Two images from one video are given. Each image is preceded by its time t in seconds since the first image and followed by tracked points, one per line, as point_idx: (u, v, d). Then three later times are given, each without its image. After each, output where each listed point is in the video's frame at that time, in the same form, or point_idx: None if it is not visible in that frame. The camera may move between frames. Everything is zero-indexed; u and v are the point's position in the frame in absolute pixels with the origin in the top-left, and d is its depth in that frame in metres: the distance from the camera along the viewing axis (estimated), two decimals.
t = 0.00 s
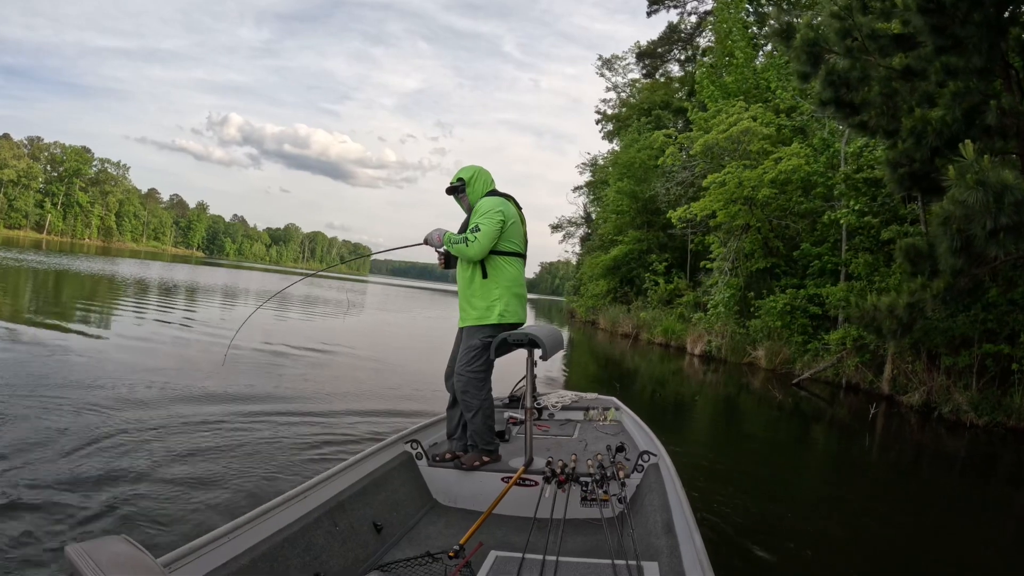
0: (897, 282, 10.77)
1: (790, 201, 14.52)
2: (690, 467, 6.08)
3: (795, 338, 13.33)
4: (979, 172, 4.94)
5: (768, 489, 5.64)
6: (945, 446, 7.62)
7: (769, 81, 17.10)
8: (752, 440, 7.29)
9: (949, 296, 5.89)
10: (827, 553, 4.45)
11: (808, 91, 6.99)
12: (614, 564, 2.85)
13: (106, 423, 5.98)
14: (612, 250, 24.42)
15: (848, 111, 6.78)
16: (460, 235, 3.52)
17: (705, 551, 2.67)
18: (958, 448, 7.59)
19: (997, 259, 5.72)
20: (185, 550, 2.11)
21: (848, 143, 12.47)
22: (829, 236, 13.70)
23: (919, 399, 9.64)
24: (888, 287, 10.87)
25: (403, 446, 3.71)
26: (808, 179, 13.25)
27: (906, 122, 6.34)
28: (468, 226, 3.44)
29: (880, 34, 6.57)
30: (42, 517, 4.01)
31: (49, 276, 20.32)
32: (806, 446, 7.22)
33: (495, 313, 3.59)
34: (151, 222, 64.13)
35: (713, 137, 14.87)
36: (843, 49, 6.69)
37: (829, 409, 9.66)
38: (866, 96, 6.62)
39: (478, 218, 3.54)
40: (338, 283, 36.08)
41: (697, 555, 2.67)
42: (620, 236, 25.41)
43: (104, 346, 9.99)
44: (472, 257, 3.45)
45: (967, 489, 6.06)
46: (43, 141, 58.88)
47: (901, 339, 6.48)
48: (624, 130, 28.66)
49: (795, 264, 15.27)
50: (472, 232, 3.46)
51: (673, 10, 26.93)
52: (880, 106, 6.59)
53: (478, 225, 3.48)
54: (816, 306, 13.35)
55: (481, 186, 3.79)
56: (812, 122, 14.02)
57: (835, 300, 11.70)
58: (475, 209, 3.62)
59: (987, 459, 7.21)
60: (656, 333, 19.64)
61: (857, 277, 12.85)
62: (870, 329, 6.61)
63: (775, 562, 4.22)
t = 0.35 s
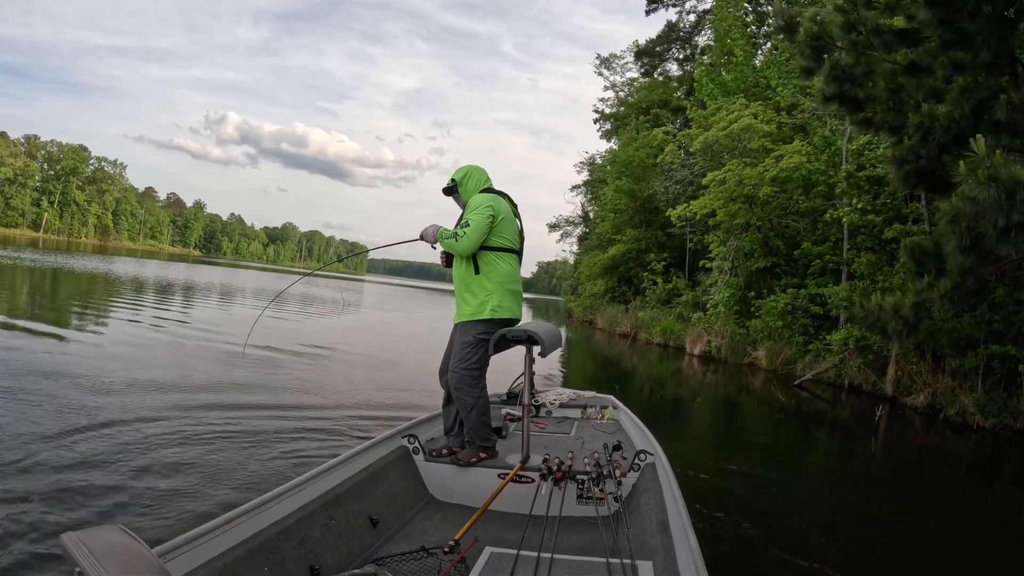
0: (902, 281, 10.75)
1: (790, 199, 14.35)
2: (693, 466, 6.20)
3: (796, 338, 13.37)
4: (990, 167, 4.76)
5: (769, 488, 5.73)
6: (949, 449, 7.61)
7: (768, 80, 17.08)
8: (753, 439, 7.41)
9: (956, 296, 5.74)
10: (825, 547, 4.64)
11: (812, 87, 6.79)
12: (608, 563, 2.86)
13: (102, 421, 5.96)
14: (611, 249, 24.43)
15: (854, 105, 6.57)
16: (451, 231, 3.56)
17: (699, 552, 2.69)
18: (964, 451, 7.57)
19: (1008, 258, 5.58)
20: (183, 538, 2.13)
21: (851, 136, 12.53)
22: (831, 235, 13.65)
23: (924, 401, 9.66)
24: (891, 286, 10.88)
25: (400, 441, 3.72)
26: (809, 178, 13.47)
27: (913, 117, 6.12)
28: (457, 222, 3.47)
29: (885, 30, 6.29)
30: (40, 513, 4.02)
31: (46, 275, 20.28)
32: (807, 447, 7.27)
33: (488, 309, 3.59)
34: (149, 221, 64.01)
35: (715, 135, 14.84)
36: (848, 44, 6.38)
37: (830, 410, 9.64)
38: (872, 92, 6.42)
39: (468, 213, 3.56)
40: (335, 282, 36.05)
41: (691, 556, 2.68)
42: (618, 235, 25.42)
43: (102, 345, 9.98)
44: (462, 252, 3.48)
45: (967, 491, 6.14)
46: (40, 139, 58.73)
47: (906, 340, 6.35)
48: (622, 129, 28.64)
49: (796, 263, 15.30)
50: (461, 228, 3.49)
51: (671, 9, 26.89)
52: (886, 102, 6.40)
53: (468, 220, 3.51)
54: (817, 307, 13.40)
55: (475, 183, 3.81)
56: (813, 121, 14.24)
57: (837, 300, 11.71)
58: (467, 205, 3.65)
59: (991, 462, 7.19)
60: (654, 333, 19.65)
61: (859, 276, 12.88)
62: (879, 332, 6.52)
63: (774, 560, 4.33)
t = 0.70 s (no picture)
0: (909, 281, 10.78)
1: (790, 198, 14.33)
2: (698, 467, 6.23)
3: (798, 339, 13.37)
4: (1003, 164, 4.76)
5: (771, 488, 5.79)
6: (955, 453, 7.60)
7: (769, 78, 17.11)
8: (755, 439, 7.53)
9: (965, 297, 5.76)
10: (821, 546, 4.68)
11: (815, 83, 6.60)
12: (613, 563, 2.85)
13: (102, 424, 5.93)
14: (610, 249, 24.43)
15: (859, 103, 6.40)
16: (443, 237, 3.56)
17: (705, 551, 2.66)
18: (972, 454, 7.57)
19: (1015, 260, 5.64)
20: (186, 547, 2.11)
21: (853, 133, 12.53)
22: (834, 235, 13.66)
23: (930, 403, 9.67)
24: (897, 287, 10.93)
25: (403, 444, 3.71)
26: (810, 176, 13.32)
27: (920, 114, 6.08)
28: (446, 229, 3.48)
29: (890, 26, 6.28)
30: (43, 519, 4.01)
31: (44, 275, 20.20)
32: (809, 449, 7.30)
33: (480, 315, 3.57)
34: (145, 220, 63.82)
35: (716, 134, 14.84)
36: (853, 38, 6.31)
37: (832, 412, 9.63)
38: (879, 88, 6.27)
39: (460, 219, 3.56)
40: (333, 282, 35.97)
41: (695, 554, 2.66)
42: (617, 234, 25.44)
43: (101, 347, 9.95)
44: (453, 257, 3.48)
45: (967, 491, 6.22)
46: (37, 138, 58.56)
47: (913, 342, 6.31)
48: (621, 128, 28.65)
49: (796, 263, 15.33)
50: (452, 234, 3.49)
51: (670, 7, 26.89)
52: (893, 99, 6.26)
53: (459, 226, 3.50)
54: (818, 308, 13.38)
55: (471, 190, 3.82)
56: (815, 119, 14.44)
57: (840, 300, 11.73)
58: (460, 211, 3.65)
59: (998, 466, 7.19)
60: (653, 333, 19.67)
61: (861, 276, 12.81)
62: (887, 334, 6.41)
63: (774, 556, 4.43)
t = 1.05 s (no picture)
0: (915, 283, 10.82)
1: (792, 197, 14.28)
2: (700, 469, 6.21)
3: (801, 342, 13.37)
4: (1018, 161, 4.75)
5: (772, 489, 5.78)
6: (963, 456, 7.55)
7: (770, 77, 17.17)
8: (757, 441, 7.52)
9: (975, 299, 5.61)
10: (818, 546, 4.66)
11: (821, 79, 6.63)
12: (620, 564, 2.82)
13: (102, 426, 5.90)
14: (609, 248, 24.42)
15: (865, 100, 6.44)
16: (438, 245, 3.54)
17: (710, 552, 2.61)
18: (980, 458, 7.52)
19: None
20: (190, 559, 2.07)
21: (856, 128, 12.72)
22: (836, 234, 13.53)
23: (936, 406, 9.63)
24: (903, 287, 10.94)
25: (406, 452, 3.67)
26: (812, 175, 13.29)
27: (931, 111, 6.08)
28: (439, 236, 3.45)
29: (897, 23, 6.18)
30: (44, 520, 3.97)
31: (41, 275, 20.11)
32: (813, 451, 7.26)
33: (476, 321, 3.53)
34: (143, 219, 63.64)
35: (717, 132, 14.83)
36: (861, 34, 6.25)
37: (835, 415, 9.60)
38: (886, 85, 6.32)
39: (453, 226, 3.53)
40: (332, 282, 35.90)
41: (702, 553, 2.63)
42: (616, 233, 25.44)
43: (99, 347, 9.89)
44: (447, 265, 3.45)
45: (967, 491, 6.19)
46: (34, 137, 58.42)
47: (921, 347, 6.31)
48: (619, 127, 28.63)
49: (798, 264, 15.33)
50: (445, 242, 3.46)
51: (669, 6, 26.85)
52: (901, 95, 6.31)
53: (451, 233, 3.47)
54: (820, 309, 13.32)
55: (467, 198, 3.81)
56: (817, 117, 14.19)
57: (843, 301, 11.71)
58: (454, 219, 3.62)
59: (1006, 469, 7.14)
60: (653, 334, 19.67)
61: (864, 276, 12.74)
62: (894, 334, 6.42)
63: (773, 556, 4.41)
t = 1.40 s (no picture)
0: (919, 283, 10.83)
1: (793, 196, 14.24)
2: (700, 470, 6.24)
3: (801, 343, 13.42)
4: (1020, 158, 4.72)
5: (773, 490, 5.82)
6: (968, 459, 7.56)
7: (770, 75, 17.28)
8: (756, 442, 7.54)
9: (980, 299, 5.71)
10: (819, 546, 4.71)
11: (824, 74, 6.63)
12: (615, 564, 2.84)
13: (99, 426, 5.89)
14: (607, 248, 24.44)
15: (869, 97, 6.43)
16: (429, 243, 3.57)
17: (705, 556, 2.63)
18: (985, 460, 7.53)
19: None
20: (185, 556, 2.09)
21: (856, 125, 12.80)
22: (837, 233, 13.61)
23: (941, 408, 9.63)
24: (906, 287, 10.97)
25: (402, 450, 3.69)
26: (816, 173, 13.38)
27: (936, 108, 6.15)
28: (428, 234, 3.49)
29: (901, 18, 6.13)
30: (42, 521, 3.97)
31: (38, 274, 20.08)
32: (813, 452, 7.28)
33: (469, 316, 3.54)
34: (140, 219, 63.50)
35: (717, 130, 14.86)
36: (865, 29, 6.18)
37: (836, 416, 9.61)
38: (889, 81, 6.34)
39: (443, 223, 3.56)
40: (330, 282, 35.88)
41: (697, 555, 2.65)
42: (615, 233, 25.47)
43: (97, 347, 9.88)
44: (437, 262, 3.48)
45: (969, 492, 6.21)
46: (31, 136, 58.27)
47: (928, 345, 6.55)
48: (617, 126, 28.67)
49: (798, 263, 15.38)
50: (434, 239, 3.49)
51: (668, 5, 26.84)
52: (906, 91, 6.30)
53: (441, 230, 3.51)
54: (822, 309, 13.32)
55: (460, 195, 3.84)
56: (817, 115, 14.21)
57: (846, 300, 11.73)
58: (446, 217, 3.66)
59: (1011, 471, 7.15)
60: (652, 334, 19.70)
61: (866, 276, 12.75)
62: (898, 334, 6.64)
63: (772, 556, 4.45)
